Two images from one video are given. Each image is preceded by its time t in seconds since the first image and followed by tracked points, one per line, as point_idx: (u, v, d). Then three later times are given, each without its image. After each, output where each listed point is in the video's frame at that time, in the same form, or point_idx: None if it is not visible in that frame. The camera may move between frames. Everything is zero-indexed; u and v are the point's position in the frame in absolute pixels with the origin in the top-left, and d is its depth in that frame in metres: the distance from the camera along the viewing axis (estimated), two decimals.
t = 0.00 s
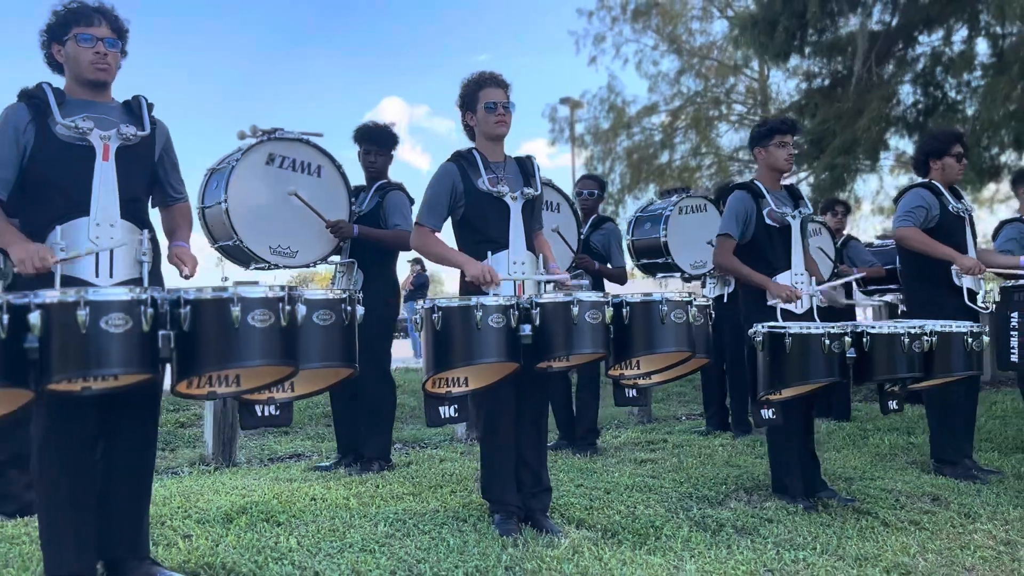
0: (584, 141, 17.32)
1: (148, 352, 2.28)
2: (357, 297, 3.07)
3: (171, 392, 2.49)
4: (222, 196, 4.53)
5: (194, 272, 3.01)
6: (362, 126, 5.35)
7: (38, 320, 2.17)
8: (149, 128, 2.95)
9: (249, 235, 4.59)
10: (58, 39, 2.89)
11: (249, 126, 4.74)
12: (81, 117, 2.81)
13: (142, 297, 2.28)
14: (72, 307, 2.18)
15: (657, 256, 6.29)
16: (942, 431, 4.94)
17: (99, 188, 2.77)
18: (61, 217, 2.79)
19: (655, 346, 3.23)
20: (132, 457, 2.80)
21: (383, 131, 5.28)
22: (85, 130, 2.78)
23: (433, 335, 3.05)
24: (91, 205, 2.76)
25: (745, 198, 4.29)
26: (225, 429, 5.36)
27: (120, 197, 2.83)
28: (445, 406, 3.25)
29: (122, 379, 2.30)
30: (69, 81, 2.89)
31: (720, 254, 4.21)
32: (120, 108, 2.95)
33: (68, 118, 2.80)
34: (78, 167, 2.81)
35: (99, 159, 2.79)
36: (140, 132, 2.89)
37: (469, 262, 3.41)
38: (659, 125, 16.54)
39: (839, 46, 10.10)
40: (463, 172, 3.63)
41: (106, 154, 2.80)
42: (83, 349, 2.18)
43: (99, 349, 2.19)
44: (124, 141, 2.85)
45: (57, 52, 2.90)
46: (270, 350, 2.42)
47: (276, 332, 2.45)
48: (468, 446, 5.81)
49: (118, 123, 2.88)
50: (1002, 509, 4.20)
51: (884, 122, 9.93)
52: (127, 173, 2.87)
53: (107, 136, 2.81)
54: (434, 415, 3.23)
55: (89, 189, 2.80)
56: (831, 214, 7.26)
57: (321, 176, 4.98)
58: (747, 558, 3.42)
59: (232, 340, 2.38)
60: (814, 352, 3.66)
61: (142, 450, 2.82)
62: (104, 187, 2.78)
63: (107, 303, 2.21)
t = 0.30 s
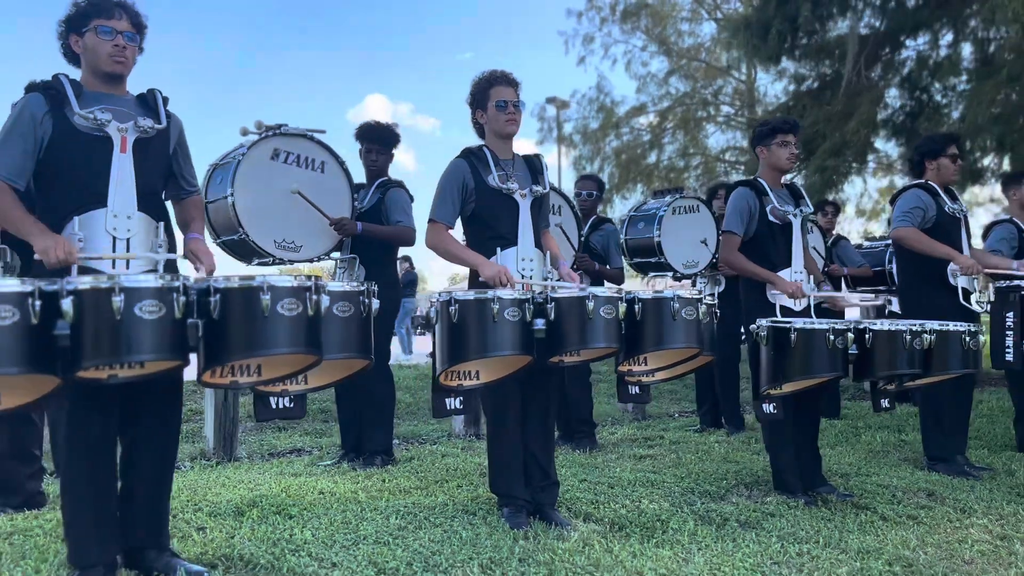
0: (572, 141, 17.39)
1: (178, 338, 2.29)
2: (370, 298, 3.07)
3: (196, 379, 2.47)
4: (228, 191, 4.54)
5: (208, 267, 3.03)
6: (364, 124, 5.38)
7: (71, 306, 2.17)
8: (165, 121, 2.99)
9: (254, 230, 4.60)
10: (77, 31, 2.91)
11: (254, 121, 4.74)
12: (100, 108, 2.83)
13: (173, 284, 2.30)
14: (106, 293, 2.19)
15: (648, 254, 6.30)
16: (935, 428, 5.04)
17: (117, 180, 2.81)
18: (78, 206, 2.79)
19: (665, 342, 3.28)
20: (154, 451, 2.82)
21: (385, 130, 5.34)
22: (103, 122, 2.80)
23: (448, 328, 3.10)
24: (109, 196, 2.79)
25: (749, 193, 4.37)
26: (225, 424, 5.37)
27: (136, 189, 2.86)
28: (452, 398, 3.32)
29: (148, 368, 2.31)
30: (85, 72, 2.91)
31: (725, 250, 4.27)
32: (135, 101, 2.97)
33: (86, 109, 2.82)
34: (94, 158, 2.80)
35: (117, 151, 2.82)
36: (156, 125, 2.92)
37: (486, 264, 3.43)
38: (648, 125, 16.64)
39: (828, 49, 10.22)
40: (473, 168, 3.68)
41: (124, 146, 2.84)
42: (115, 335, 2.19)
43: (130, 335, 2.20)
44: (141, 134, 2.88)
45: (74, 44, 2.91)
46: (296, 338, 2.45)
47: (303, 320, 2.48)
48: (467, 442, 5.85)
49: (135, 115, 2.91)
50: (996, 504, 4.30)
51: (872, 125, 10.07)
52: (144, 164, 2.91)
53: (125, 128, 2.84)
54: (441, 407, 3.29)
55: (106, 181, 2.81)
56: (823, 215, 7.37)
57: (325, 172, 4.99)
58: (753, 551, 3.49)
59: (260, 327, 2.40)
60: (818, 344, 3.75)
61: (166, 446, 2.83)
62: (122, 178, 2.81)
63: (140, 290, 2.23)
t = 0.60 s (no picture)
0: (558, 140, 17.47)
1: (211, 330, 2.34)
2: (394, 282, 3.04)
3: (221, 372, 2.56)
4: (233, 186, 4.60)
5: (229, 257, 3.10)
6: (366, 119, 5.43)
7: (106, 297, 2.20)
8: (188, 113, 3.05)
9: (258, 225, 4.66)
10: (100, 21, 2.96)
11: (259, 117, 4.79)
12: (126, 99, 2.88)
13: (207, 278, 2.34)
14: (142, 285, 2.24)
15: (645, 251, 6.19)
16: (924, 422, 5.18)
17: (143, 171, 2.86)
18: (103, 197, 2.83)
19: (674, 336, 3.34)
20: (175, 438, 2.86)
21: (385, 125, 5.37)
22: (129, 113, 2.85)
23: (463, 320, 3.14)
24: (136, 186, 2.84)
25: (749, 192, 4.47)
26: (224, 416, 5.37)
27: (161, 180, 2.91)
28: (467, 389, 3.32)
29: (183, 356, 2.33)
30: (110, 63, 2.96)
31: (724, 245, 4.35)
32: (158, 92, 3.03)
33: (112, 100, 2.87)
34: (121, 148, 2.85)
35: (143, 143, 2.87)
36: (180, 117, 2.98)
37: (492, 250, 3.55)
38: (633, 125, 16.77)
39: (814, 50, 10.38)
40: (482, 162, 3.75)
41: (150, 137, 2.90)
42: (150, 326, 2.23)
43: (165, 328, 2.24)
44: (166, 125, 2.94)
45: (98, 34, 2.97)
46: (322, 333, 2.52)
47: (330, 315, 2.55)
48: (464, 436, 5.91)
49: (159, 107, 2.96)
50: (984, 495, 4.43)
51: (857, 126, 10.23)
52: (168, 155, 2.96)
53: (150, 119, 2.90)
54: (456, 399, 3.29)
55: (132, 172, 2.86)
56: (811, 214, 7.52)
57: (328, 167, 5.04)
58: (756, 539, 3.57)
59: (289, 320, 2.46)
60: (817, 339, 3.85)
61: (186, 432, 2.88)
62: (147, 169, 2.87)
63: (176, 283, 2.28)
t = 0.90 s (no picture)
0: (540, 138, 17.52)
1: (239, 322, 2.42)
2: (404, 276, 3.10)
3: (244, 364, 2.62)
4: (232, 180, 4.67)
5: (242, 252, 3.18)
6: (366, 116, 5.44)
7: (136, 290, 2.28)
8: (203, 109, 3.11)
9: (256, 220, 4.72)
10: (117, 18, 3.02)
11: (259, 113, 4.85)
12: (143, 96, 2.93)
13: (236, 272, 2.41)
14: (173, 278, 2.32)
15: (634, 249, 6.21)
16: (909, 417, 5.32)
17: (159, 167, 2.91)
18: (118, 193, 2.88)
19: (679, 331, 3.44)
20: (187, 432, 2.88)
21: (383, 121, 5.38)
22: (146, 109, 2.90)
23: (474, 315, 3.28)
24: (152, 183, 2.89)
25: (742, 194, 4.56)
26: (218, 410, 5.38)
27: (177, 176, 2.96)
28: (474, 382, 3.49)
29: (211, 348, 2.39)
30: (125, 59, 3.02)
31: (714, 247, 4.46)
32: (173, 89, 3.08)
33: (129, 97, 2.92)
34: (138, 143, 2.90)
35: (160, 139, 2.92)
36: (196, 113, 3.04)
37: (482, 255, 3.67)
38: (616, 124, 16.87)
39: (797, 53, 10.53)
40: (487, 161, 3.89)
41: (167, 133, 2.94)
42: (179, 318, 2.31)
43: (194, 320, 2.32)
44: (181, 121, 2.99)
45: (114, 32, 3.03)
46: (345, 325, 2.59)
47: (352, 308, 2.62)
48: (457, 431, 5.97)
49: (175, 104, 3.01)
50: (968, 486, 4.57)
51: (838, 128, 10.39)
52: (183, 150, 3.02)
53: (166, 116, 2.94)
54: (464, 391, 3.46)
55: (149, 168, 2.91)
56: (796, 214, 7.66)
57: (327, 164, 5.08)
58: (752, 528, 3.66)
59: (312, 312, 2.53)
60: (811, 337, 3.94)
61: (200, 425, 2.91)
62: (164, 165, 2.92)
63: (204, 276, 2.35)
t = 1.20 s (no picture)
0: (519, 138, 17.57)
1: (244, 322, 2.43)
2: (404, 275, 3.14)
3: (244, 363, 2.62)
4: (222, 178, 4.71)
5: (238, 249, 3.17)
6: (347, 115, 5.44)
7: (143, 288, 2.29)
8: (196, 108, 3.11)
9: (247, 217, 4.75)
10: (111, 14, 3.01)
11: (245, 111, 4.88)
12: (138, 94, 2.93)
13: (241, 271, 2.43)
14: (181, 276, 2.33)
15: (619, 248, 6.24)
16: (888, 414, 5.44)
17: (153, 165, 2.91)
18: (115, 190, 2.86)
19: (670, 329, 3.53)
20: (185, 431, 2.89)
21: (366, 121, 5.39)
22: (142, 107, 2.90)
23: (471, 310, 3.33)
24: (148, 182, 2.89)
25: (725, 193, 4.63)
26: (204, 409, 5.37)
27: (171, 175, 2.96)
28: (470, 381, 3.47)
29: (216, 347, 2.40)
30: (119, 55, 3.02)
31: (697, 245, 4.52)
32: (167, 87, 3.08)
33: (125, 94, 2.92)
34: (132, 141, 2.89)
35: (155, 138, 2.92)
36: (190, 112, 3.04)
37: (472, 252, 3.71)
38: (594, 124, 16.96)
39: (775, 55, 10.66)
40: (479, 161, 3.94)
41: (161, 131, 2.95)
42: (186, 316, 2.32)
43: (201, 318, 2.33)
44: (176, 120, 2.99)
45: (109, 27, 3.02)
46: (347, 325, 2.61)
47: (354, 307, 2.65)
48: (444, 429, 6.01)
49: (170, 102, 3.02)
50: (948, 481, 4.69)
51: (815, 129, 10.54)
52: (177, 149, 3.02)
53: (162, 114, 2.95)
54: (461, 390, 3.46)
55: (143, 167, 2.90)
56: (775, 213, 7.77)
57: (315, 162, 5.11)
58: (740, 522, 3.73)
59: (315, 313, 2.55)
60: (797, 333, 4.03)
61: (204, 424, 2.91)
62: (159, 163, 2.92)
63: (211, 275, 2.36)
